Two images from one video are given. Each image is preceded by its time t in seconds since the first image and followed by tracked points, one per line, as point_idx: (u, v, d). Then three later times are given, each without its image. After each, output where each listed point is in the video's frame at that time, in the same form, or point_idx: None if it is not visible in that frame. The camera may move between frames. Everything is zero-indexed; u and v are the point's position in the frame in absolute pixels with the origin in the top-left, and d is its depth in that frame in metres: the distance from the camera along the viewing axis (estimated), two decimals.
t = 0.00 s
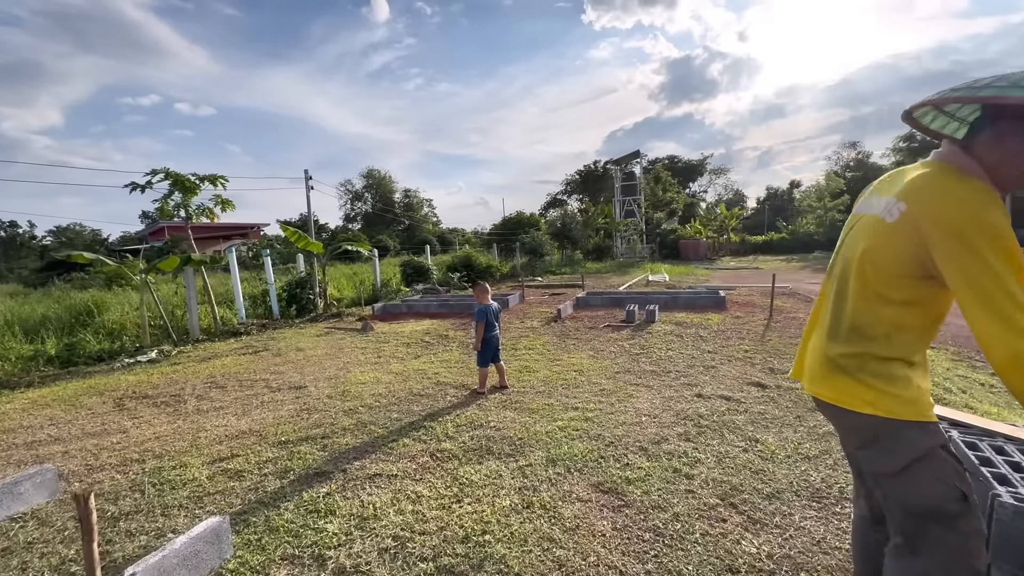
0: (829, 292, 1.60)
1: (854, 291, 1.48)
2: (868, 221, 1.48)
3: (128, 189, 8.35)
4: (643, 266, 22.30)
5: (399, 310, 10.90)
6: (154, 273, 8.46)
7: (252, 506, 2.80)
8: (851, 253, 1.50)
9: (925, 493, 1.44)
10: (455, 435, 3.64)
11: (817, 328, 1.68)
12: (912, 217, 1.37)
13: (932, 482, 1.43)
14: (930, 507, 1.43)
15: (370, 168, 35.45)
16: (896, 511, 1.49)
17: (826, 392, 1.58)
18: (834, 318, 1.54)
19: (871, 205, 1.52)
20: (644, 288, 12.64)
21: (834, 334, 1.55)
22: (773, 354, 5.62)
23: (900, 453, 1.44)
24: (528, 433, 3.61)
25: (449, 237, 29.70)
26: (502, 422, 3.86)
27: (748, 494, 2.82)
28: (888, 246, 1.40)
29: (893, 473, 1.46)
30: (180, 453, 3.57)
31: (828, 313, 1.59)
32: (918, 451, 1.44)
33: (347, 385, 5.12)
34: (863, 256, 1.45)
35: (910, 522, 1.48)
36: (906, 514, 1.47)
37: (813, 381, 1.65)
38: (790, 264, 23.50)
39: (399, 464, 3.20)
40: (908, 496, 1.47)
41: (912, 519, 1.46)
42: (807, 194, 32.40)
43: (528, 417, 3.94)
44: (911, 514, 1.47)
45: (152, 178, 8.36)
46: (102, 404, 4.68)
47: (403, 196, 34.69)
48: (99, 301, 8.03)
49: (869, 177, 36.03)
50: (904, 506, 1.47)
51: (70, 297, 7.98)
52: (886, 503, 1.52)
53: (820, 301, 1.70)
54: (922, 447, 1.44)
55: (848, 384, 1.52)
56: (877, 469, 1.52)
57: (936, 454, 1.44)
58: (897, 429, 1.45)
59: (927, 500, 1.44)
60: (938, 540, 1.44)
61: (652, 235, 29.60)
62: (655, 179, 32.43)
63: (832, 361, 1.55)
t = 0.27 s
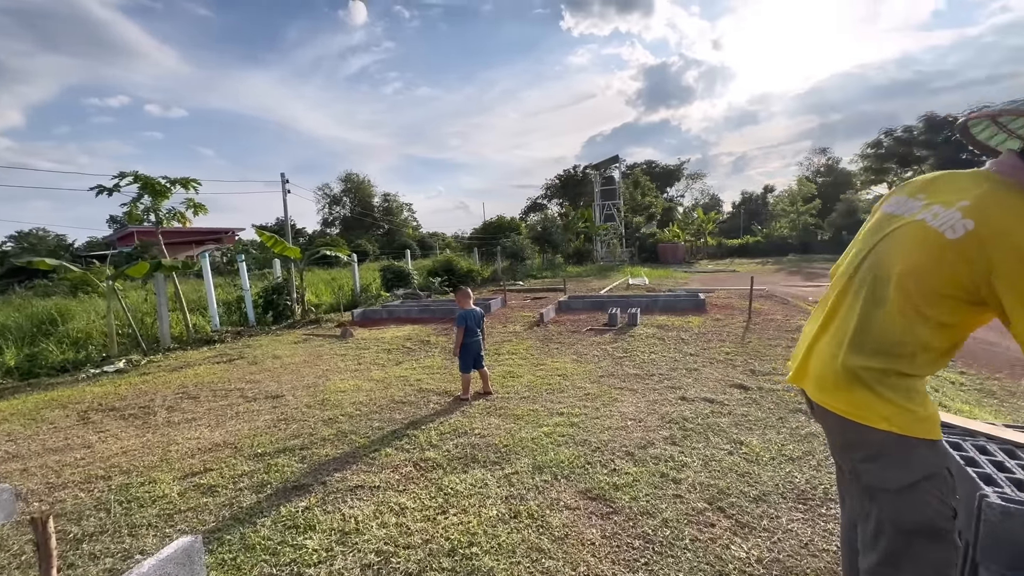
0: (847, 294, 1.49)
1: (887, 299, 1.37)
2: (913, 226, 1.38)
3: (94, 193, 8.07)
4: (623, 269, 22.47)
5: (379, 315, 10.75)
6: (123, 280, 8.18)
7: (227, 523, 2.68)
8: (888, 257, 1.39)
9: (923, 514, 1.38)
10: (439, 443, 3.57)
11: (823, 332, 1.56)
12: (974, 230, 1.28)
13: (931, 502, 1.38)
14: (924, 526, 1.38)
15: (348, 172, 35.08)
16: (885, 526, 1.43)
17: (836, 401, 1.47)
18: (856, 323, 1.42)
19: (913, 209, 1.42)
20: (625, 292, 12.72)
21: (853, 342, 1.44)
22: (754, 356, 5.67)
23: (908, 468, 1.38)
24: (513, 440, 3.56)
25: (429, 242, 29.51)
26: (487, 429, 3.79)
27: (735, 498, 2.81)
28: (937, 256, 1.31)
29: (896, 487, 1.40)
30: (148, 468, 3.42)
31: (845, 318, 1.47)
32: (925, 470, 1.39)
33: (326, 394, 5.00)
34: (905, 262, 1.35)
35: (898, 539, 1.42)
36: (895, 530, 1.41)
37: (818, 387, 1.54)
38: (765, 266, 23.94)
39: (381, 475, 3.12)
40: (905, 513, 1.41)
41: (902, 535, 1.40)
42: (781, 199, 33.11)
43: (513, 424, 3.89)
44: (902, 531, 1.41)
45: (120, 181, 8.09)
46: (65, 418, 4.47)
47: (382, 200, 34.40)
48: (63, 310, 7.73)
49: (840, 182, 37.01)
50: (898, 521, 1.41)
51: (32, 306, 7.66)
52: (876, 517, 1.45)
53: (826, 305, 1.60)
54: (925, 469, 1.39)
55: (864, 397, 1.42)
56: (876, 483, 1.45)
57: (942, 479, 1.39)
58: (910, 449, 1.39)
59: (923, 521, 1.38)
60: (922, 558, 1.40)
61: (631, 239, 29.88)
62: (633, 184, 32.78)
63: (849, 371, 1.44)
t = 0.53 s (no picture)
0: (849, 299, 1.48)
1: (897, 305, 1.37)
2: (927, 232, 1.38)
3: (55, 196, 7.76)
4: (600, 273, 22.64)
5: (356, 322, 10.58)
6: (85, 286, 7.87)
7: (198, 540, 2.57)
8: (899, 262, 1.38)
9: (923, 523, 1.38)
10: (421, 451, 3.50)
11: (819, 337, 1.56)
12: (994, 242, 1.30)
13: (932, 513, 1.38)
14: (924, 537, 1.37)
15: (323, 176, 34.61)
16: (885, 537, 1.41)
17: (836, 409, 1.45)
18: (860, 330, 1.41)
19: (923, 216, 1.44)
20: (604, 295, 12.81)
21: (857, 348, 1.42)
22: (732, 358, 5.74)
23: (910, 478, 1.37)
24: (496, 446, 3.52)
25: (406, 247, 29.28)
26: (469, 436, 3.74)
27: (717, 498, 2.82)
28: (950, 267, 1.33)
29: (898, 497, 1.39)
30: (113, 484, 3.26)
31: (846, 323, 1.46)
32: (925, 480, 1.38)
33: (302, 402, 4.87)
34: (918, 270, 1.35)
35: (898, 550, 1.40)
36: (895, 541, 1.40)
37: (814, 394, 1.53)
38: (739, 270, 24.42)
39: (361, 485, 3.04)
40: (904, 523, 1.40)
41: (901, 545, 1.39)
42: (753, 204, 33.87)
43: (495, 429, 3.85)
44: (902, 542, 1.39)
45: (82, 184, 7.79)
46: (22, 433, 4.25)
47: (359, 205, 34.00)
48: (21, 319, 7.40)
49: (808, 187, 38.05)
50: (897, 532, 1.40)
51: None
52: (874, 528, 1.43)
53: (824, 310, 1.59)
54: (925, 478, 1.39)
55: (867, 405, 1.41)
56: (875, 495, 1.43)
57: (939, 489, 1.39)
58: (911, 460, 1.38)
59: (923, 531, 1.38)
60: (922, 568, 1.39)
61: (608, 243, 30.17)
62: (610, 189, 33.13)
63: (850, 377, 1.43)
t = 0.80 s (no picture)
0: (829, 308, 1.50)
1: (878, 317, 1.40)
2: (909, 245, 1.41)
3: (8, 199, 7.41)
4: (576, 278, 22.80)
5: (329, 328, 10.38)
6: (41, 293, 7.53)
7: (161, 559, 2.47)
8: (882, 274, 1.41)
9: (902, 526, 1.41)
10: (396, 460, 3.44)
11: (799, 345, 1.58)
12: (976, 259, 1.33)
13: (909, 516, 1.41)
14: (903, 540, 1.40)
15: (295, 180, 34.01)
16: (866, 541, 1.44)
17: (817, 417, 1.47)
18: (842, 339, 1.43)
19: (905, 228, 1.47)
20: (579, 300, 12.89)
21: (838, 357, 1.44)
22: (705, 361, 5.83)
23: (889, 483, 1.41)
24: (473, 453, 3.48)
25: (380, 251, 28.96)
26: (446, 443, 3.69)
27: (693, 500, 2.85)
28: (931, 280, 1.36)
29: (877, 503, 1.41)
30: (69, 502, 3.11)
31: (827, 332, 1.48)
32: (903, 484, 1.42)
33: (272, 412, 4.73)
34: (900, 282, 1.39)
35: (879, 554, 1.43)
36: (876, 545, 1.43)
37: (794, 402, 1.54)
38: (710, 274, 24.90)
39: (335, 496, 2.96)
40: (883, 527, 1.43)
41: (882, 549, 1.41)
42: (723, 209, 34.64)
43: (473, 436, 3.81)
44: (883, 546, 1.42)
45: (38, 186, 7.47)
46: None
47: (332, 209, 33.52)
48: None
49: (775, 194, 39.11)
50: (878, 536, 1.42)
51: None
52: (855, 533, 1.46)
53: (803, 318, 1.61)
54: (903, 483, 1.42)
55: (846, 413, 1.43)
56: (856, 501, 1.45)
57: (916, 494, 1.43)
58: (889, 466, 1.42)
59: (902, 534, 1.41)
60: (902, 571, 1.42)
61: (583, 248, 30.42)
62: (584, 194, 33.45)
63: (831, 386, 1.45)
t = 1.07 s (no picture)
0: (788, 317, 1.54)
1: (833, 325, 1.43)
2: (860, 254, 1.45)
3: None
4: (550, 283, 22.90)
5: (299, 335, 10.16)
6: None
7: None
8: (832, 283, 1.45)
9: (865, 532, 1.44)
10: (368, 470, 3.37)
11: (761, 354, 1.62)
12: (923, 264, 1.35)
13: (872, 520, 1.45)
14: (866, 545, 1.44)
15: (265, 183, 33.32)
16: (832, 547, 1.47)
17: (780, 425, 1.51)
18: (800, 347, 1.47)
19: (854, 238, 1.51)
20: (554, 305, 12.94)
21: (797, 365, 1.48)
22: (677, 365, 5.91)
23: (851, 490, 1.44)
24: (446, 461, 3.43)
25: (353, 256, 28.58)
26: (419, 451, 3.64)
27: (665, 504, 2.87)
28: (881, 286, 1.38)
29: (842, 509, 1.45)
30: (15, 524, 2.94)
31: (787, 341, 1.52)
32: (865, 489, 1.45)
33: (238, 423, 4.58)
34: (850, 291, 1.42)
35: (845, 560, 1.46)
36: (841, 551, 1.46)
37: (758, 410, 1.58)
38: (682, 279, 25.37)
39: (303, 510, 2.88)
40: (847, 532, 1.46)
41: (848, 554, 1.44)
42: (693, 216, 35.36)
43: (447, 444, 3.77)
44: (848, 551, 1.45)
45: None
46: None
47: (303, 213, 32.92)
48: None
49: (743, 201, 40.17)
50: (841, 541, 1.46)
51: None
52: (822, 539, 1.49)
53: (766, 327, 1.65)
54: (866, 489, 1.46)
55: (807, 420, 1.46)
56: (821, 508, 1.48)
57: (877, 498, 1.46)
58: (850, 473, 1.45)
59: (865, 539, 1.44)
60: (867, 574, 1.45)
61: (558, 253, 30.63)
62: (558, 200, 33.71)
63: (791, 394, 1.48)
